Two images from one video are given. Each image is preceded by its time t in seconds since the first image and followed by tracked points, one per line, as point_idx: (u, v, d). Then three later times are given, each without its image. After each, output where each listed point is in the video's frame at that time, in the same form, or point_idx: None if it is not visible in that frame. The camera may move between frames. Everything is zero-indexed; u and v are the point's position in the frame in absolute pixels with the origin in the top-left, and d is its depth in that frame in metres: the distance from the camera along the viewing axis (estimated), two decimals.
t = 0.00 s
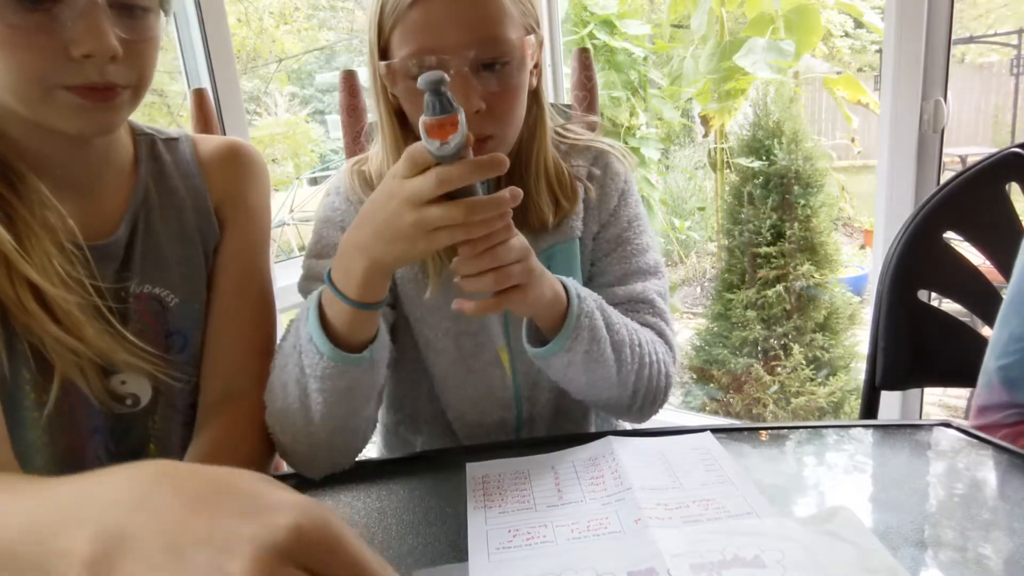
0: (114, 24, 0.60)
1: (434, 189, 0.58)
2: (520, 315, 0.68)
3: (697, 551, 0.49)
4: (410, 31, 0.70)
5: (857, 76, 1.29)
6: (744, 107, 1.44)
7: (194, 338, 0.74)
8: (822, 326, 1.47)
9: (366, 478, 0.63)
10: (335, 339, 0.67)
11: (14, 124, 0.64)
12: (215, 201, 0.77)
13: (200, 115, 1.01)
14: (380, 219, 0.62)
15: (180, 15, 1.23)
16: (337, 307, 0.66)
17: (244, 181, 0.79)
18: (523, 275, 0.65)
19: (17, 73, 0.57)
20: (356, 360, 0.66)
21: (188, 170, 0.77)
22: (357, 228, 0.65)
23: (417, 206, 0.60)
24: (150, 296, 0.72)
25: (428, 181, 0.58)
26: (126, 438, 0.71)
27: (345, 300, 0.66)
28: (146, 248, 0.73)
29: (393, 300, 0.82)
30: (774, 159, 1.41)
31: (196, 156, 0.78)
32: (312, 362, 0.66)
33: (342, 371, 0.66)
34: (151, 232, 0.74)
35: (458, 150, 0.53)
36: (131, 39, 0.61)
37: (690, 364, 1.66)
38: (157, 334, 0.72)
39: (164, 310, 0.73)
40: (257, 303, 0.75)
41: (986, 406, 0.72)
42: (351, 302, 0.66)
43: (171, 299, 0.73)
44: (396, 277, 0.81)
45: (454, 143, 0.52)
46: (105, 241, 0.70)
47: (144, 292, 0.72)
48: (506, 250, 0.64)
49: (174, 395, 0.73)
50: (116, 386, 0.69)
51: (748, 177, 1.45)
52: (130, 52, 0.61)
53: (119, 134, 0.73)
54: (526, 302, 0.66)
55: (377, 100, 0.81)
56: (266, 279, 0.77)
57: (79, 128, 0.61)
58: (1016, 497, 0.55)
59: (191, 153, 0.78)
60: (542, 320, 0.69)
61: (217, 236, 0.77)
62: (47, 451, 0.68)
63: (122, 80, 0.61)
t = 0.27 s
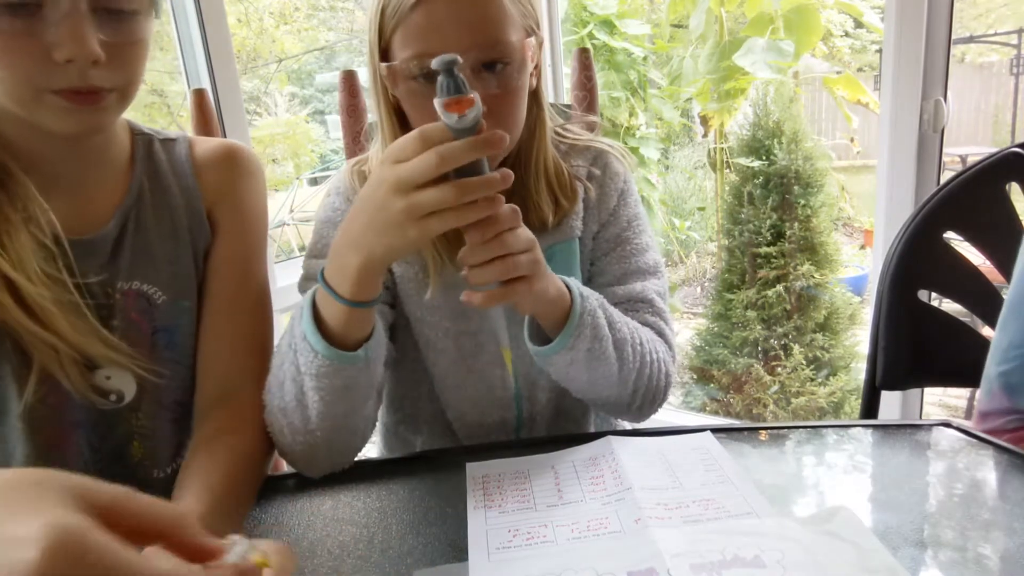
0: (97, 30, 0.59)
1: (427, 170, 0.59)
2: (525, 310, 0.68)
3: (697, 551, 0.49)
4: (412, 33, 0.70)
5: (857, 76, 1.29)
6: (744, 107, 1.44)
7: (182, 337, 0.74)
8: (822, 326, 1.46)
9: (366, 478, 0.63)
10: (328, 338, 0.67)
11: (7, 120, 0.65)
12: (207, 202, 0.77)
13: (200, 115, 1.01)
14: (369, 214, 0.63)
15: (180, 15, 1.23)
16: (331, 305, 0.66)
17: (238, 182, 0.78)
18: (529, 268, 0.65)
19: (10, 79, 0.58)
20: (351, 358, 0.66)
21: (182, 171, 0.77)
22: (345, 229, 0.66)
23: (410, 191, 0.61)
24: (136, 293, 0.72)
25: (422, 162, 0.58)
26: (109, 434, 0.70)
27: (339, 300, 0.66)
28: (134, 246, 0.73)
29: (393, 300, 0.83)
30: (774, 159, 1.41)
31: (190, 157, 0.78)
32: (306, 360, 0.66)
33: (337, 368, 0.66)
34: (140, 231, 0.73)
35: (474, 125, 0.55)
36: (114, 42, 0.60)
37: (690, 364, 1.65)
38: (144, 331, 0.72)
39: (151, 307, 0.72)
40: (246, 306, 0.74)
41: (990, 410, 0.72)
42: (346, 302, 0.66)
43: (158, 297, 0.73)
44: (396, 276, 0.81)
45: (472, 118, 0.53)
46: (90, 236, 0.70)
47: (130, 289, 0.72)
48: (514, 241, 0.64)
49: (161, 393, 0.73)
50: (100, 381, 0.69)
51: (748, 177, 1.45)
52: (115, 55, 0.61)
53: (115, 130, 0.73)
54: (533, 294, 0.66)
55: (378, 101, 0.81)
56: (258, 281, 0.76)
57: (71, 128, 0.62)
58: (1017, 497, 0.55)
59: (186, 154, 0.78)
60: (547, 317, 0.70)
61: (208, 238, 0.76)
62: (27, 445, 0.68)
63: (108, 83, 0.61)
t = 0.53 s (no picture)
0: (81, 35, 0.59)
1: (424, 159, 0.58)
2: (524, 311, 0.68)
3: (697, 551, 0.49)
4: (411, 32, 0.70)
5: (857, 76, 1.29)
6: (744, 107, 1.44)
7: (172, 337, 0.74)
8: (822, 326, 1.46)
9: (367, 477, 0.63)
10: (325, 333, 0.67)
11: None
12: (197, 205, 0.76)
13: (200, 115, 1.01)
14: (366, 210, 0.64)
15: (180, 16, 1.23)
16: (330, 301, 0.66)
17: (230, 184, 0.77)
18: (527, 267, 0.65)
19: None
20: (351, 355, 0.66)
21: (173, 172, 0.76)
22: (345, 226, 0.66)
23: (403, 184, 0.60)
24: (126, 293, 0.72)
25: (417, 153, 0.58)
26: (99, 434, 0.72)
27: (336, 295, 0.66)
28: (124, 248, 0.73)
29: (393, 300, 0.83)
30: (774, 159, 1.41)
31: (182, 158, 0.77)
32: (306, 356, 0.66)
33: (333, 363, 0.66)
34: (131, 233, 0.73)
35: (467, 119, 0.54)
36: (100, 46, 0.60)
37: (690, 364, 1.65)
38: (134, 332, 0.73)
39: (141, 307, 0.73)
40: (236, 310, 0.74)
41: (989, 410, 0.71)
42: (344, 297, 0.66)
43: (149, 297, 0.73)
44: (396, 276, 0.82)
45: (464, 114, 0.53)
46: (78, 237, 0.70)
47: (120, 290, 0.72)
48: (511, 240, 0.64)
49: (152, 391, 0.74)
50: (92, 381, 0.70)
51: (747, 177, 1.45)
52: (100, 60, 0.60)
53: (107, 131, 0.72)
54: (532, 294, 0.66)
55: (377, 102, 0.81)
56: (250, 284, 0.75)
57: (57, 132, 0.62)
58: (1017, 497, 0.55)
59: (178, 155, 0.77)
60: (546, 320, 0.70)
61: (200, 241, 0.76)
62: (20, 442, 0.70)
63: (92, 87, 0.61)
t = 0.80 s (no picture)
0: (73, 37, 0.59)
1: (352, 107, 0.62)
2: (510, 313, 0.68)
3: (697, 551, 0.49)
4: (409, 15, 0.71)
5: (857, 76, 1.29)
6: (744, 107, 1.44)
7: (170, 339, 0.74)
8: (822, 326, 1.46)
9: (367, 477, 0.63)
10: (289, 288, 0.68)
11: None
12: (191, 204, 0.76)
13: (200, 114, 1.01)
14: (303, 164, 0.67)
15: (180, 16, 1.23)
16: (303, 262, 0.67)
17: (223, 183, 0.76)
18: (513, 268, 0.64)
19: None
20: (318, 315, 0.67)
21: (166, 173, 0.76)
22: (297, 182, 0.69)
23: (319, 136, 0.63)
24: (122, 297, 0.72)
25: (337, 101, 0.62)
26: (98, 437, 0.72)
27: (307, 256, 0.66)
28: (119, 251, 0.73)
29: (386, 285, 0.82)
30: (774, 159, 1.41)
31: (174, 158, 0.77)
32: (275, 317, 0.67)
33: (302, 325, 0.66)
34: (125, 235, 0.73)
35: (455, 124, 0.51)
36: (94, 48, 0.60)
37: (690, 364, 1.65)
38: (131, 335, 0.73)
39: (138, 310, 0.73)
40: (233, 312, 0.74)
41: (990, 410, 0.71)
42: (313, 258, 0.66)
43: (145, 300, 0.73)
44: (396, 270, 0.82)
45: (454, 107, 0.50)
46: (68, 241, 0.71)
47: (116, 293, 0.72)
48: (499, 237, 0.63)
49: (150, 395, 0.74)
50: (91, 385, 0.71)
51: (748, 177, 1.45)
52: (92, 63, 0.60)
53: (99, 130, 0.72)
54: (518, 296, 0.66)
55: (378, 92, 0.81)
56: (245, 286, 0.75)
57: (48, 135, 0.62)
58: (1017, 497, 0.55)
59: (171, 155, 0.77)
60: (532, 322, 0.69)
61: (194, 241, 0.75)
62: (19, 447, 0.70)
63: (84, 90, 0.61)
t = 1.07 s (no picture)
0: (82, 33, 0.59)
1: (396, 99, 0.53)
2: (512, 300, 0.67)
3: (697, 551, 0.49)
4: (413, 20, 0.70)
5: (857, 76, 1.29)
6: (744, 107, 1.44)
7: (173, 339, 0.74)
8: (822, 326, 1.46)
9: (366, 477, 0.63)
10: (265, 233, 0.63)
11: None
12: (195, 205, 0.76)
13: (199, 113, 1.01)
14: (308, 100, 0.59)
15: (180, 16, 1.23)
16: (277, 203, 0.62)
17: (227, 182, 0.77)
18: (514, 255, 0.65)
19: None
20: (289, 260, 0.62)
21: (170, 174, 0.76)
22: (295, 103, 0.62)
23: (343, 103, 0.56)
24: (127, 297, 0.72)
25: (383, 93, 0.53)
26: (103, 440, 0.72)
27: (284, 196, 0.61)
28: (123, 251, 0.73)
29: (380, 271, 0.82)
30: (774, 159, 1.41)
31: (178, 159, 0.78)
32: (242, 256, 0.62)
33: (270, 268, 0.61)
34: (128, 236, 0.74)
35: (459, 114, 0.52)
36: (100, 46, 0.60)
37: (690, 364, 1.65)
38: (135, 335, 0.72)
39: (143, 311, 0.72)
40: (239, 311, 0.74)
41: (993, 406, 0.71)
42: (290, 198, 0.61)
43: (150, 300, 0.73)
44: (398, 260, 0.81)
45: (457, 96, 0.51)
46: (73, 242, 0.71)
47: (120, 294, 0.72)
48: (501, 224, 0.63)
49: (153, 396, 0.73)
50: (94, 386, 0.70)
51: (747, 177, 1.45)
52: (99, 61, 0.60)
53: (99, 130, 0.73)
54: (519, 283, 0.66)
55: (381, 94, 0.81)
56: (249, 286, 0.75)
57: (52, 135, 0.62)
58: (1017, 497, 0.55)
59: (175, 156, 0.78)
60: (537, 311, 0.69)
61: (199, 242, 0.76)
62: (19, 450, 0.68)
63: (91, 88, 0.61)
